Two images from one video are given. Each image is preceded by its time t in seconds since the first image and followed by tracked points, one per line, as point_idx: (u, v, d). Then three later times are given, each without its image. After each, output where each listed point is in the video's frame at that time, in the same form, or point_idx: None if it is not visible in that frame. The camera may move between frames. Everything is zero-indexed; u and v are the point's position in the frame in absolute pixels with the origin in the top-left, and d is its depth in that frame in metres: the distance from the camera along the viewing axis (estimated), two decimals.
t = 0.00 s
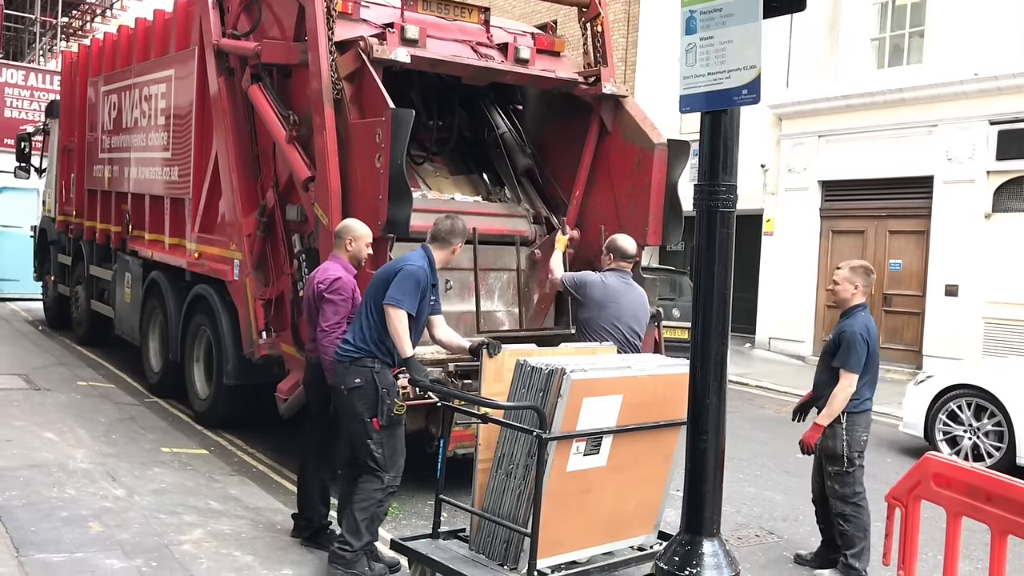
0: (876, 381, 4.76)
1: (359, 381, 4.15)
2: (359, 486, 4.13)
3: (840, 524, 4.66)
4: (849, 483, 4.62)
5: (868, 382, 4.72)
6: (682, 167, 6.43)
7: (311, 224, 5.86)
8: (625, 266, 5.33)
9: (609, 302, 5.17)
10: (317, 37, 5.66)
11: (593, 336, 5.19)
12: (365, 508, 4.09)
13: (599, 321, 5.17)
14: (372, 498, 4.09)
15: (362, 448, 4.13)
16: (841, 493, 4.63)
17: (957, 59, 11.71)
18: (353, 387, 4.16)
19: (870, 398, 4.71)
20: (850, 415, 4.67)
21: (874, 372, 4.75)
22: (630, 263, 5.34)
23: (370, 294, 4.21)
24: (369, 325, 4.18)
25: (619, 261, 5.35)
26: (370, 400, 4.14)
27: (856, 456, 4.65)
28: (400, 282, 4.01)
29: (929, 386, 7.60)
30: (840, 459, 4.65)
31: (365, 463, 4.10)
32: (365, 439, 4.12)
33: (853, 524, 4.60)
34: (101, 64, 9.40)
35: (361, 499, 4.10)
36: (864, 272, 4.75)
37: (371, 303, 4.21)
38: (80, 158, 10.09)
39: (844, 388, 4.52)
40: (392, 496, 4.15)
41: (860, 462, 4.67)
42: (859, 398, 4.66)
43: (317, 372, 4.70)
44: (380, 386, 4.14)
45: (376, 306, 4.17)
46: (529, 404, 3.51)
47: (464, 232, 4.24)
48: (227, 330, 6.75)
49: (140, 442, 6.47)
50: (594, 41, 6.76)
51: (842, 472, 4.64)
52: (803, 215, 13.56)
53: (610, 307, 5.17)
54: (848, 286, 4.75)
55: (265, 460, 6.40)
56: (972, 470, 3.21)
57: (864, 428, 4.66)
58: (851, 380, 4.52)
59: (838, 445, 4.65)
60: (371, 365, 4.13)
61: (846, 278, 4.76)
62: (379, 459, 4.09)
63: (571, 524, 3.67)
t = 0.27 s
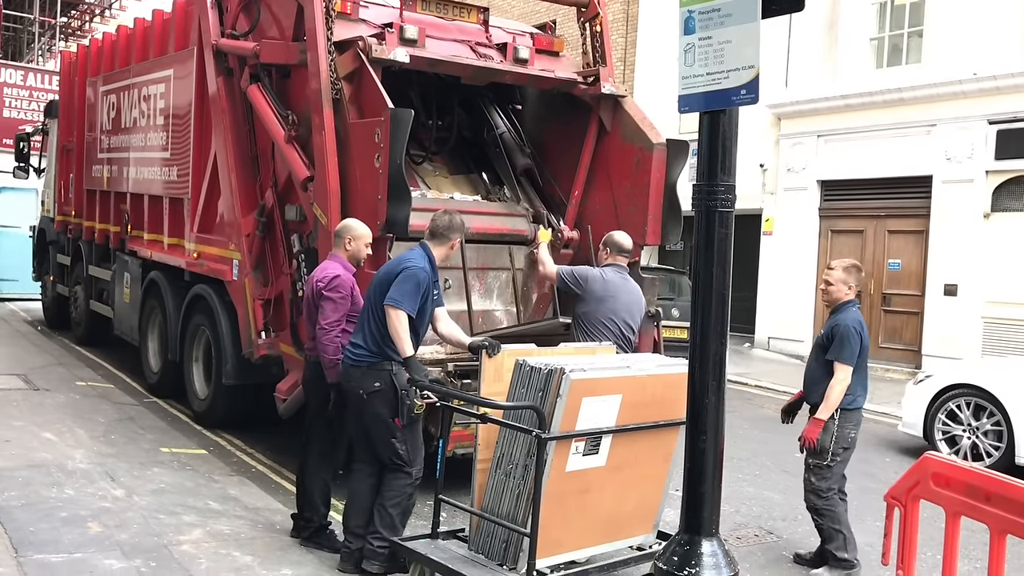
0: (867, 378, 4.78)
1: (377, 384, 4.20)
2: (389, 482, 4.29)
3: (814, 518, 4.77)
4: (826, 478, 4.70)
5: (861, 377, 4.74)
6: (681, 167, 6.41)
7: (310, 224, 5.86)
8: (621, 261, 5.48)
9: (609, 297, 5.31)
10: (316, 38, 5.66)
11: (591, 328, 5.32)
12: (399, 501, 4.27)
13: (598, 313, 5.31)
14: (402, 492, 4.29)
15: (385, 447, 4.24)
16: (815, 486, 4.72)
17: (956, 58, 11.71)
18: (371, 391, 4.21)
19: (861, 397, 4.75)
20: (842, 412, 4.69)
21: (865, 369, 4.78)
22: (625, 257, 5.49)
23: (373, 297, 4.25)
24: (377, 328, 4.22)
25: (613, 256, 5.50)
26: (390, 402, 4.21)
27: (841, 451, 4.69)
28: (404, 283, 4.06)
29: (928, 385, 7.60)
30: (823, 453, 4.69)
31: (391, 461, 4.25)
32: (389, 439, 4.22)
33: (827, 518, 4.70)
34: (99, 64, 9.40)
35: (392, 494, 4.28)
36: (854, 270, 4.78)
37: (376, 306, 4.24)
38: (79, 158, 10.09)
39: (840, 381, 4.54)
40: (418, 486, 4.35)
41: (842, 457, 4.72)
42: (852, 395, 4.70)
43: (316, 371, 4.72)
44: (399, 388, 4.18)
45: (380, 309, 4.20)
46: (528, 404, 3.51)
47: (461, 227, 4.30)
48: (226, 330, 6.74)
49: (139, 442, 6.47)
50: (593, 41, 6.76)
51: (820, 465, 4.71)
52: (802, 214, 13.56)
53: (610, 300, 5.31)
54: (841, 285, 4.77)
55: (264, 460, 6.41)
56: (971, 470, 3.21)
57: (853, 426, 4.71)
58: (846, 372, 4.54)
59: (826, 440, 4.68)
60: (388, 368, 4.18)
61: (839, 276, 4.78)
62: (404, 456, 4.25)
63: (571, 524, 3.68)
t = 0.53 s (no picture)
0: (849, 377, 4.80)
1: (390, 390, 4.22)
2: (406, 493, 4.28)
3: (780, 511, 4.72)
4: (807, 474, 4.63)
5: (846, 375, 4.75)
6: (679, 167, 6.39)
7: (308, 224, 5.86)
8: (613, 261, 5.53)
9: (606, 296, 5.35)
10: (314, 38, 5.66)
11: (589, 329, 5.33)
12: (421, 512, 4.24)
13: (598, 316, 5.32)
14: (422, 502, 4.27)
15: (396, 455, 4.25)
16: (794, 481, 4.66)
17: (953, 58, 11.72)
18: (383, 397, 4.23)
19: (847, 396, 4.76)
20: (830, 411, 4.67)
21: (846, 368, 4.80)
22: (616, 256, 5.54)
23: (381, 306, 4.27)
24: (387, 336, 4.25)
25: (603, 255, 5.54)
26: (401, 408, 4.24)
27: (824, 448, 4.65)
28: (411, 292, 4.09)
29: (926, 385, 7.60)
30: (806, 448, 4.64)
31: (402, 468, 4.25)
32: (401, 445, 4.24)
33: (791, 513, 4.66)
34: (97, 65, 9.39)
35: (414, 505, 4.26)
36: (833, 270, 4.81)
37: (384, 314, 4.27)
38: (77, 158, 10.08)
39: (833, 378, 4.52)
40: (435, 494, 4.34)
41: (824, 455, 4.68)
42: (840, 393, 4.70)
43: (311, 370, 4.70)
44: (411, 395, 4.24)
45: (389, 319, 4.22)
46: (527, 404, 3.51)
47: (463, 229, 4.29)
48: (224, 330, 6.73)
49: (137, 442, 6.47)
50: (591, 41, 6.75)
51: (802, 461, 4.62)
52: (800, 214, 13.56)
53: (606, 301, 5.34)
54: (819, 285, 4.78)
55: (263, 460, 6.40)
56: (970, 470, 3.21)
57: (840, 425, 4.69)
58: (837, 369, 4.53)
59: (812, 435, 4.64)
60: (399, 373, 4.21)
61: (819, 275, 4.78)
62: (416, 462, 4.26)
63: (571, 524, 3.68)
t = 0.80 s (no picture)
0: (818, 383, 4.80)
1: (399, 398, 4.28)
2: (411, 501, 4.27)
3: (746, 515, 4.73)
4: (768, 477, 4.67)
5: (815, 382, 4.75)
6: (677, 166, 6.38)
7: (306, 223, 5.85)
8: (602, 258, 5.53)
9: (602, 296, 5.36)
10: (312, 37, 5.65)
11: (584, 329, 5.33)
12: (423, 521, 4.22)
13: (596, 317, 5.34)
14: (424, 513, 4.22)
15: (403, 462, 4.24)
16: (757, 485, 4.69)
17: (951, 57, 11.73)
18: (392, 404, 4.29)
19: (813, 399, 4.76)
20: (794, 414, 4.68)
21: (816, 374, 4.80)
22: (605, 254, 5.52)
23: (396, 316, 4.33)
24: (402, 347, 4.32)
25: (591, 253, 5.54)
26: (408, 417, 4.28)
27: (785, 452, 4.67)
28: (424, 306, 4.12)
29: (924, 383, 7.61)
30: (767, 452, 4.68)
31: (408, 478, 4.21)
32: (406, 454, 4.23)
33: (756, 517, 4.67)
34: (95, 64, 9.38)
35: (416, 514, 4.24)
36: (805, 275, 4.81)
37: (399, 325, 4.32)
38: (74, 157, 10.07)
39: (801, 384, 4.53)
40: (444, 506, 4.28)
41: (787, 459, 4.70)
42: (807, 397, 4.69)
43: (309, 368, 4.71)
44: (415, 403, 4.25)
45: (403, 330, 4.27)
46: (525, 403, 3.51)
47: (482, 242, 4.29)
48: (223, 330, 6.73)
49: (135, 442, 6.46)
50: (589, 39, 6.75)
51: (764, 465, 4.67)
52: (798, 213, 13.57)
53: (603, 300, 5.36)
54: (790, 289, 4.77)
55: (261, 460, 6.40)
56: (968, 468, 3.21)
57: (803, 428, 4.70)
58: (806, 376, 4.55)
59: (774, 439, 4.67)
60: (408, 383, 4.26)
61: (789, 280, 4.77)
62: (420, 472, 4.21)
63: (569, 523, 3.68)
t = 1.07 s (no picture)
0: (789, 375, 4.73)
1: (395, 393, 4.39)
2: (404, 501, 4.32)
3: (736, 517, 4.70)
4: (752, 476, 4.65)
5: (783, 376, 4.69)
6: (676, 165, 6.37)
7: (304, 223, 5.85)
8: (591, 257, 5.50)
9: (594, 295, 5.35)
10: (311, 36, 5.65)
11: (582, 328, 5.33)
12: (416, 520, 4.25)
13: (591, 317, 5.33)
14: (416, 511, 4.26)
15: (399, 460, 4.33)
16: (742, 485, 4.66)
17: (950, 56, 11.73)
18: (389, 399, 4.40)
19: (785, 393, 4.70)
20: (763, 410, 4.63)
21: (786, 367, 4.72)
22: (594, 252, 5.51)
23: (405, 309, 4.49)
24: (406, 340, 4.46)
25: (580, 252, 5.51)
26: (403, 413, 4.37)
27: (763, 450, 4.64)
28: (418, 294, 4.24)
29: (923, 382, 7.62)
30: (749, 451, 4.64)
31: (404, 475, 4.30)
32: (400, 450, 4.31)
33: (747, 517, 4.65)
34: (93, 63, 9.37)
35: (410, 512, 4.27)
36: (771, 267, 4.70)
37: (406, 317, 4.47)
38: (72, 157, 10.06)
39: (759, 380, 4.50)
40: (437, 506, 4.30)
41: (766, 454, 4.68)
42: (776, 393, 4.64)
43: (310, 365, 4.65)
44: (412, 399, 4.34)
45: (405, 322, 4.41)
46: (523, 402, 3.51)
47: (493, 246, 4.31)
48: (221, 329, 6.72)
49: (134, 442, 6.46)
50: (588, 39, 6.74)
51: (746, 464, 4.65)
52: (797, 213, 13.56)
53: (596, 300, 5.36)
54: (755, 283, 4.66)
55: (260, 459, 6.40)
56: (966, 467, 3.21)
57: (776, 423, 4.65)
58: (767, 373, 4.50)
59: (750, 438, 4.62)
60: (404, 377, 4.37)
61: (754, 274, 4.66)
62: (413, 469, 4.28)
63: (568, 522, 3.68)
